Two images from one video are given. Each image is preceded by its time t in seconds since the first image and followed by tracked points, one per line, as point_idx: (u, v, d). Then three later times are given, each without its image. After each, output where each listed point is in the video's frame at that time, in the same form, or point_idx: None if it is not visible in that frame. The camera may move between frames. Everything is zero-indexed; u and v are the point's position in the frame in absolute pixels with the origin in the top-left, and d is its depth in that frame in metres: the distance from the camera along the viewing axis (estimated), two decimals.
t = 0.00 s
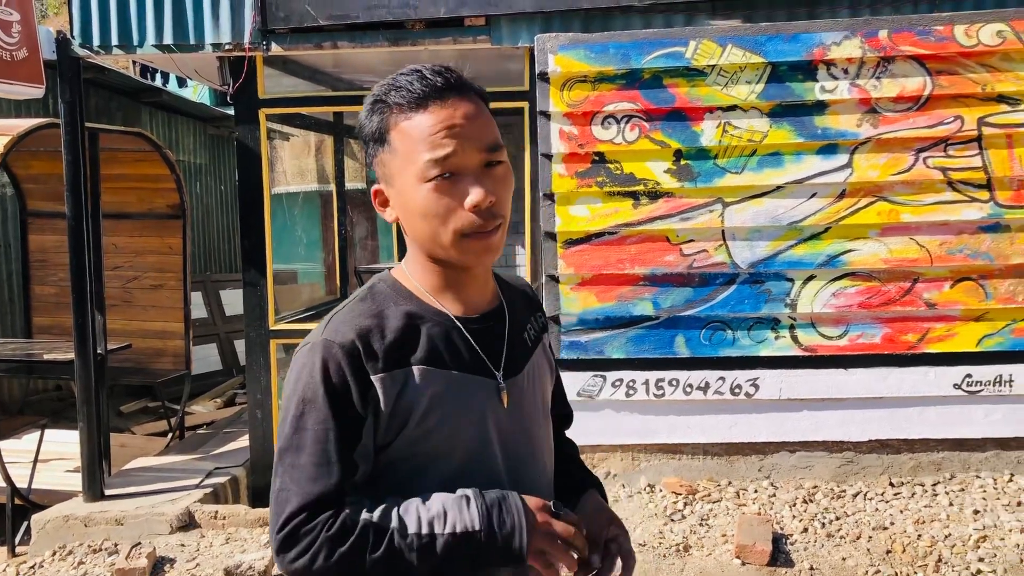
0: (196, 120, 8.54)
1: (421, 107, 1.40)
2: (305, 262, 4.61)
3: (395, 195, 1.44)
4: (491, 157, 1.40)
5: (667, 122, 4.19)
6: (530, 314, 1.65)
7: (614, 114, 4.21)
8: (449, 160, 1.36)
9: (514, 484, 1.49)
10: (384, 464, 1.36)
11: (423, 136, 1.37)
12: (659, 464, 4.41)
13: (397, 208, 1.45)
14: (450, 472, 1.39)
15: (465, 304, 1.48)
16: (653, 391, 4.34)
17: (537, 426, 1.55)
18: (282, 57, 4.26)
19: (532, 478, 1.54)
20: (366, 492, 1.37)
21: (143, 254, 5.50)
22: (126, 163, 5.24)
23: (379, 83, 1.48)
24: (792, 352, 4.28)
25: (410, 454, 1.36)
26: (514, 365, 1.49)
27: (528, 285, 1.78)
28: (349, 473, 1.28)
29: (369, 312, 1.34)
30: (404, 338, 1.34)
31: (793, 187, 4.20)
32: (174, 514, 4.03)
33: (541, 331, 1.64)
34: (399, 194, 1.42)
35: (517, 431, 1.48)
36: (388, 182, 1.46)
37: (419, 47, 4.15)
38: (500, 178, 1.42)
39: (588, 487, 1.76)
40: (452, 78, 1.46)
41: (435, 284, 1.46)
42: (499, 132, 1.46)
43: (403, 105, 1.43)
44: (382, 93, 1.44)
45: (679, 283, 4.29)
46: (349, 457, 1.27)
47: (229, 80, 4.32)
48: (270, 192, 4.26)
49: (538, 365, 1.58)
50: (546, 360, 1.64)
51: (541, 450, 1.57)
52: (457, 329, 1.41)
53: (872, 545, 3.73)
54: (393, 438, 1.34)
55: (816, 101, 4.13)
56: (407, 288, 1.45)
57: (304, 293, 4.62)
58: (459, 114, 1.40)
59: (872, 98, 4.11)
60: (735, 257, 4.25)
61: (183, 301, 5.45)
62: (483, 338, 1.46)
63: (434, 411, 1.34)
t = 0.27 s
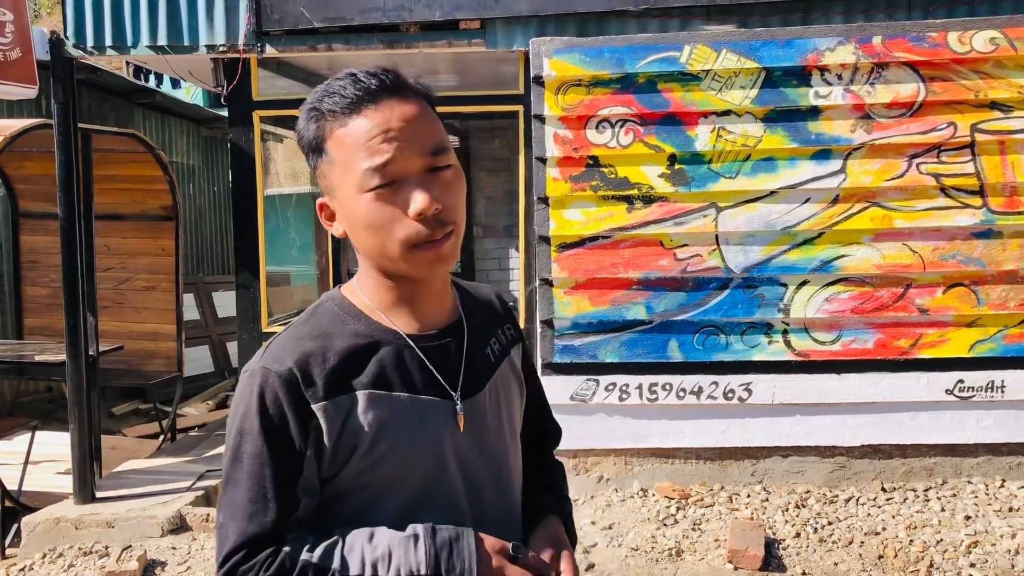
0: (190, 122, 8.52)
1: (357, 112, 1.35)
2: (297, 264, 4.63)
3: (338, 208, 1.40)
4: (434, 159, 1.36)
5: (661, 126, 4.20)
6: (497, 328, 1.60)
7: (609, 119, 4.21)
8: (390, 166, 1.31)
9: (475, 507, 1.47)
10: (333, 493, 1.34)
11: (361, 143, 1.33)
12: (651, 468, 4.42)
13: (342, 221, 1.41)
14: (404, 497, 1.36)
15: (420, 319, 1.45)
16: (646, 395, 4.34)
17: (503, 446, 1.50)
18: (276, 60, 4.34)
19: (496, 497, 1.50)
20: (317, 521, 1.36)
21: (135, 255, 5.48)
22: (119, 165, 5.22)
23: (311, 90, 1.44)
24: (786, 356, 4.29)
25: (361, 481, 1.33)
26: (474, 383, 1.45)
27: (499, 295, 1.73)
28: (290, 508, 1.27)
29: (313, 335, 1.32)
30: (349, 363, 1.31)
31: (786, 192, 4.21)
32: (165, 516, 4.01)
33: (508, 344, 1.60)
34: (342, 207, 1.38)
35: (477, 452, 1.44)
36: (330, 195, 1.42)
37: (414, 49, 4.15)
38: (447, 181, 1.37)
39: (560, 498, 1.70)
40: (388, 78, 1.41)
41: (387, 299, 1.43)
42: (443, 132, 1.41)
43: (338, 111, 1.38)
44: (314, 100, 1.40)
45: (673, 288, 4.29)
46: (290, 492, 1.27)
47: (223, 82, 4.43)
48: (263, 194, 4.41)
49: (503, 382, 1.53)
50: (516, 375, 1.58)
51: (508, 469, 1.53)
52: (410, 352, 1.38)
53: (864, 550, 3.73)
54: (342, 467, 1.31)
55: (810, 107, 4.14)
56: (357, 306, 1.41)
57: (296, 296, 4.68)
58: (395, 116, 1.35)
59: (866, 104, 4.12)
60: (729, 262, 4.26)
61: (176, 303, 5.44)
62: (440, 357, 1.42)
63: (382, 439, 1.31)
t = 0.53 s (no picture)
0: (188, 120, 8.51)
1: (346, 99, 1.35)
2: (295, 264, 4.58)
3: (321, 200, 1.39)
4: (425, 152, 1.36)
5: (660, 128, 4.20)
6: (478, 329, 1.60)
7: (608, 120, 4.21)
8: (380, 157, 1.31)
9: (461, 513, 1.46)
10: (309, 502, 1.32)
11: (350, 133, 1.32)
12: (649, 470, 4.42)
13: (324, 215, 1.40)
14: (384, 505, 1.36)
15: (401, 318, 1.44)
16: (644, 397, 4.34)
17: (485, 448, 1.52)
18: (275, 59, 4.35)
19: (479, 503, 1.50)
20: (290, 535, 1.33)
21: (132, 254, 5.48)
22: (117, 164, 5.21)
23: (296, 77, 1.43)
24: (783, 358, 4.29)
25: (338, 489, 1.32)
26: (455, 388, 1.45)
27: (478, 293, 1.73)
28: (249, 518, 1.23)
29: (289, 337, 1.30)
30: (325, 367, 1.30)
31: (785, 194, 4.21)
32: (162, 516, 4.00)
33: (491, 345, 1.61)
34: (326, 200, 1.36)
35: (458, 457, 1.45)
36: (312, 188, 1.40)
37: (413, 49, 4.15)
38: (437, 173, 1.38)
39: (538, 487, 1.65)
40: (377, 68, 1.42)
41: (369, 299, 1.42)
42: (432, 124, 1.42)
43: (325, 100, 1.37)
44: (301, 86, 1.39)
45: (671, 289, 4.29)
46: (249, 500, 1.23)
47: (222, 81, 4.44)
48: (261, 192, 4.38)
49: (484, 384, 1.54)
50: (499, 376, 1.60)
51: (489, 472, 1.54)
52: (392, 358, 1.37)
53: (861, 552, 3.73)
54: (318, 474, 1.30)
55: (809, 109, 4.15)
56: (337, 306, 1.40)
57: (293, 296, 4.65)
58: (387, 105, 1.35)
59: (865, 106, 4.13)
60: (727, 263, 4.26)
61: (173, 302, 5.43)
62: (422, 362, 1.42)
63: (362, 445, 1.31)
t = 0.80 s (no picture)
0: (188, 118, 8.50)
1: (340, 103, 1.35)
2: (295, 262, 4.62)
3: (319, 204, 1.39)
4: (421, 155, 1.35)
5: (661, 126, 4.20)
6: (484, 328, 1.60)
7: (609, 118, 4.21)
8: (374, 162, 1.30)
9: (469, 514, 1.45)
10: (318, 507, 1.32)
11: (344, 138, 1.32)
12: (649, 468, 4.42)
13: (322, 220, 1.40)
14: (393, 507, 1.36)
15: (405, 321, 1.44)
16: (644, 395, 4.34)
17: (491, 448, 1.51)
18: (276, 57, 4.35)
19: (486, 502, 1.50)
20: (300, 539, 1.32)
21: (133, 252, 5.48)
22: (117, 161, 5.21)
23: (290, 80, 1.42)
24: (784, 357, 4.29)
25: (346, 492, 1.31)
26: (461, 388, 1.45)
27: (484, 292, 1.73)
28: (261, 527, 1.22)
29: (290, 343, 1.30)
30: (328, 371, 1.29)
31: (786, 193, 4.21)
32: (162, 514, 4.00)
33: (498, 345, 1.61)
34: (323, 205, 1.37)
35: (466, 457, 1.45)
36: (310, 192, 1.41)
37: (413, 47, 4.14)
38: (432, 178, 1.37)
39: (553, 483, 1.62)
40: (371, 68, 1.41)
41: (370, 304, 1.42)
42: (429, 125, 1.41)
43: (319, 103, 1.37)
44: (295, 90, 1.39)
45: (672, 288, 4.29)
46: (259, 510, 1.22)
47: (223, 79, 4.44)
48: (262, 190, 4.40)
49: (492, 383, 1.54)
50: (505, 376, 1.60)
51: (498, 471, 1.54)
52: (395, 360, 1.37)
53: (861, 551, 3.73)
54: (326, 479, 1.29)
55: (810, 108, 4.14)
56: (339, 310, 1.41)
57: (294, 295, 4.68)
58: (380, 108, 1.34)
59: (866, 105, 4.12)
60: (728, 262, 4.26)
61: (173, 299, 5.43)
62: (427, 362, 1.42)
63: (367, 449, 1.30)
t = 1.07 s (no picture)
0: (190, 117, 8.51)
1: (367, 101, 1.35)
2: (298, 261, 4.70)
3: (339, 198, 1.40)
4: (443, 157, 1.36)
5: (664, 124, 4.20)
6: (496, 329, 1.60)
7: (612, 115, 4.21)
8: (397, 162, 1.31)
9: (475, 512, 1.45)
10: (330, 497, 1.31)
11: (368, 135, 1.32)
12: (652, 465, 4.43)
13: (340, 214, 1.41)
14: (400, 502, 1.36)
15: (417, 317, 1.45)
16: (647, 392, 4.35)
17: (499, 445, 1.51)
18: (279, 55, 4.36)
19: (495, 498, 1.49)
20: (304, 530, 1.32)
21: (136, 250, 5.49)
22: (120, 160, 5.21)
23: (319, 74, 1.43)
24: (787, 354, 4.29)
25: (355, 483, 1.31)
26: (468, 385, 1.46)
27: (498, 293, 1.73)
28: (283, 504, 1.20)
29: (305, 326, 1.32)
30: (338, 357, 1.31)
31: (788, 190, 4.21)
32: (167, 511, 4.01)
33: (509, 346, 1.60)
34: (342, 199, 1.38)
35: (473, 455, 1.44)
36: (329, 186, 1.42)
37: (416, 46, 4.14)
38: (452, 181, 1.38)
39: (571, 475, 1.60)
40: (400, 67, 1.41)
41: (382, 298, 1.44)
42: (453, 127, 1.41)
43: (346, 99, 1.37)
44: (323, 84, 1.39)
45: (675, 285, 4.29)
46: (281, 486, 1.21)
47: (226, 77, 4.45)
48: (266, 188, 4.42)
49: (501, 383, 1.53)
50: (516, 376, 1.59)
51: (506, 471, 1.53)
52: (405, 351, 1.38)
53: (864, 548, 3.73)
54: (337, 466, 1.30)
55: (813, 105, 4.14)
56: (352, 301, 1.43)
57: (296, 292, 4.77)
58: (407, 108, 1.34)
59: (869, 102, 4.12)
60: (731, 260, 4.26)
61: (177, 297, 5.44)
62: (434, 359, 1.42)
63: (376, 436, 1.32)
